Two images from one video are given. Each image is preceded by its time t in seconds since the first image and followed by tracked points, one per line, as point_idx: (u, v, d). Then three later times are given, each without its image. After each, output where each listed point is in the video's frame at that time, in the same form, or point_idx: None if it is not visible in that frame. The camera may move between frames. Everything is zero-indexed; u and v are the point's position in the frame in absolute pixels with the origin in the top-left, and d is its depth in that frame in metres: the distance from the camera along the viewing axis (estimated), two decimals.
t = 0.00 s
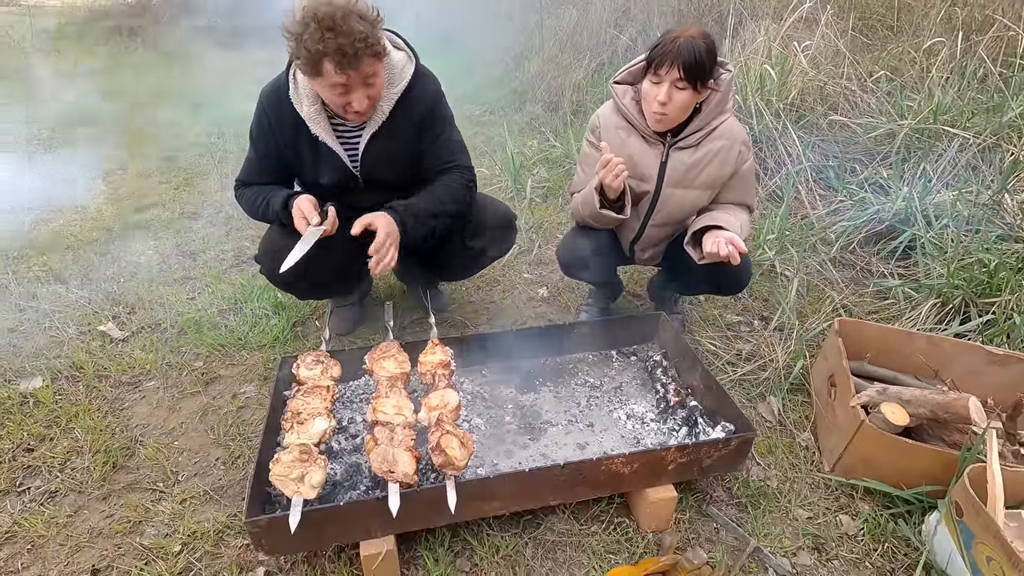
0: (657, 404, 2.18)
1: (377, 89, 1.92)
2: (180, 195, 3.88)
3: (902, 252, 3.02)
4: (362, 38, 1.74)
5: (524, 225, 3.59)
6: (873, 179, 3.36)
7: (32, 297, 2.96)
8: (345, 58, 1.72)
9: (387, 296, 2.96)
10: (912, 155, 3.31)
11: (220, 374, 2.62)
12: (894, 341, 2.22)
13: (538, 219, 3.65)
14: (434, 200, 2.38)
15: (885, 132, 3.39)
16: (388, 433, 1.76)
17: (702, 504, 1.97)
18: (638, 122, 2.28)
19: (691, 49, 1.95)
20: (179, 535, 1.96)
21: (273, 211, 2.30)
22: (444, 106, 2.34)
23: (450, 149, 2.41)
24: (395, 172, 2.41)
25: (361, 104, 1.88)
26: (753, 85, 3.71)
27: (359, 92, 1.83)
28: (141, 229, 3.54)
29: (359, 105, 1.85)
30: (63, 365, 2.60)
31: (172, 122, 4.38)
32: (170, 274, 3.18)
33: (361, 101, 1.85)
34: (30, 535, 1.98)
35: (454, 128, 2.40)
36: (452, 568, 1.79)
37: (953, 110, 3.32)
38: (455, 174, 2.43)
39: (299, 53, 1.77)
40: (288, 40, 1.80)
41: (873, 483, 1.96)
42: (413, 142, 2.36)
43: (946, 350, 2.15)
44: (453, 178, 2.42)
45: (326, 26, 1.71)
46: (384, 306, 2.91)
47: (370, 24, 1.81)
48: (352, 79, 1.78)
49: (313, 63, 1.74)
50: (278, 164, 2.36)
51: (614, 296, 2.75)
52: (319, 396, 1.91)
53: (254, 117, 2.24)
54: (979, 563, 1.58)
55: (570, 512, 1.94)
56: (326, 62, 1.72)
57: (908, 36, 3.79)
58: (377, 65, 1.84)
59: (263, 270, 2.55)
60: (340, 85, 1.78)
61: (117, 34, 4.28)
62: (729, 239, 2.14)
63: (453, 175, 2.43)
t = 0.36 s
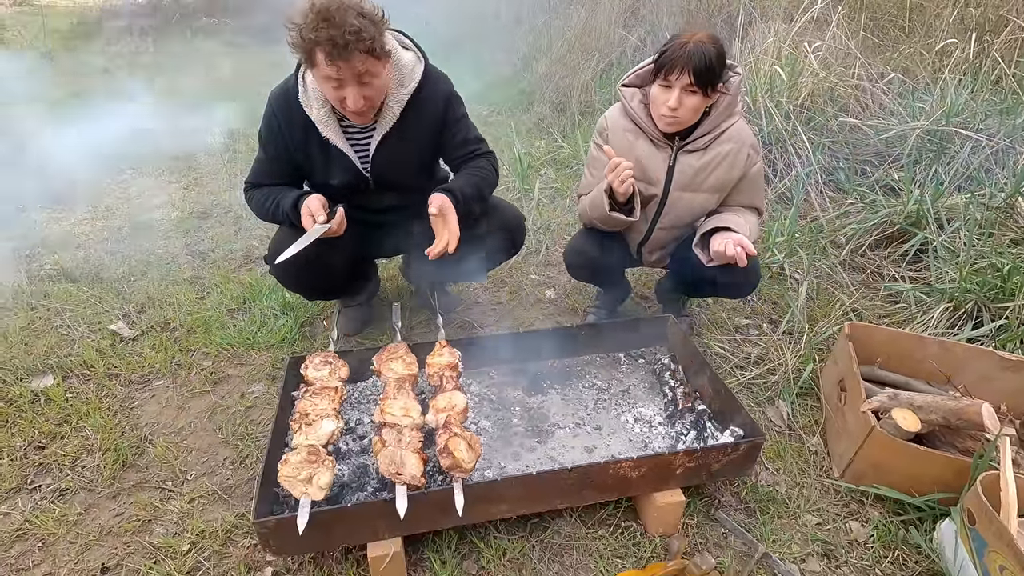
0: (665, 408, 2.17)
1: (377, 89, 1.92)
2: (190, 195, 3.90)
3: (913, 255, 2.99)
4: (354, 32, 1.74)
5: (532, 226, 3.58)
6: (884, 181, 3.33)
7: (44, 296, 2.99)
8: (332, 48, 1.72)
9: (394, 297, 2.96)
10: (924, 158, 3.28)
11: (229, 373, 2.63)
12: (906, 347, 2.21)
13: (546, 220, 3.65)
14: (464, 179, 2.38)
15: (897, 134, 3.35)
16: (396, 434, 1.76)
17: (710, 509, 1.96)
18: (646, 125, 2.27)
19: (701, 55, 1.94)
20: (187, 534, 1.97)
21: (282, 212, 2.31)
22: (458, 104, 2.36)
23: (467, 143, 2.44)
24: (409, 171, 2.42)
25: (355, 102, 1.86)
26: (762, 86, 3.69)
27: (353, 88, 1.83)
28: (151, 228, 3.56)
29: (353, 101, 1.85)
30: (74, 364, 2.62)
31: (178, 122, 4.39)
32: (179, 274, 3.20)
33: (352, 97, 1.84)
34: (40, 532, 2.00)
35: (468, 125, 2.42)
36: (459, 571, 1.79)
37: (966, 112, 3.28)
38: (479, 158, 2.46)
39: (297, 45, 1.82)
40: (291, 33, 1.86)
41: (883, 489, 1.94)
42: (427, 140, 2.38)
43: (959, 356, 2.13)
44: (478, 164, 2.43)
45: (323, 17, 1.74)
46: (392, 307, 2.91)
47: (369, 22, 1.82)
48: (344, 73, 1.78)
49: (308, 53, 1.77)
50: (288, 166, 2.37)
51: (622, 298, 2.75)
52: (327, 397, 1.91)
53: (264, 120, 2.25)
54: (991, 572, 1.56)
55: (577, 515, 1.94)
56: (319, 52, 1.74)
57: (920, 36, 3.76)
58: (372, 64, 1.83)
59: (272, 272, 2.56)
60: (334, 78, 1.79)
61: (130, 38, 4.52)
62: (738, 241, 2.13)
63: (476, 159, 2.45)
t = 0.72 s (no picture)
0: (673, 413, 2.15)
1: (390, 106, 1.91)
2: (198, 195, 3.92)
3: (925, 259, 2.96)
4: (366, 50, 1.73)
5: (539, 228, 3.57)
6: (895, 185, 3.30)
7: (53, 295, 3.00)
8: (342, 66, 1.72)
9: (401, 299, 2.96)
10: (936, 160, 3.24)
11: (235, 374, 2.63)
12: (916, 353, 2.19)
13: (553, 222, 3.63)
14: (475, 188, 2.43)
15: (909, 136, 3.31)
16: (402, 438, 1.75)
17: (717, 515, 1.94)
18: (655, 127, 2.25)
19: (715, 57, 1.93)
20: (193, 535, 1.98)
21: (290, 214, 2.31)
22: (474, 117, 2.38)
23: (482, 155, 2.46)
24: (424, 181, 2.43)
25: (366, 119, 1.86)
26: (772, 87, 3.66)
27: (364, 105, 1.83)
28: (160, 228, 3.57)
29: (362, 118, 1.85)
30: (82, 363, 2.64)
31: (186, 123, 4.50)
32: (187, 274, 3.21)
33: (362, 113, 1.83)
34: (48, 532, 2.00)
35: (482, 137, 2.44)
36: None
37: (979, 114, 3.24)
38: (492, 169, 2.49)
39: (314, 60, 1.84)
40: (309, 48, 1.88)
41: (894, 498, 1.92)
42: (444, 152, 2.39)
43: (971, 362, 2.10)
44: (490, 174, 2.47)
45: (337, 34, 1.75)
46: (398, 308, 2.91)
47: (384, 41, 1.80)
48: (354, 90, 1.78)
49: (321, 68, 1.78)
50: (296, 168, 2.36)
51: (630, 301, 2.74)
52: (333, 399, 1.91)
53: (274, 124, 2.24)
54: None
55: (583, 521, 1.92)
56: (331, 69, 1.75)
57: (933, 37, 3.71)
58: (385, 82, 1.81)
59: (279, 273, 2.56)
60: (345, 94, 1.80)
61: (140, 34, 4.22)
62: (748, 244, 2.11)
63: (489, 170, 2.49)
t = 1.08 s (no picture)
0: (675, 416, 2.13)
1: (410, 111, 1.90)
2: (203, 194, 3.92)
3: (933, 262, 2.93)
4: (394, 55, 1.73)
5: (542, 228, 3.56)
6: (903, 186, 3.26)
7: (57, 293, 3.01)
8: (370, 70, 1.71)
9: (403, 299, 2.95)
10: (945, 162, 3.20)
11: (237, 373, 2.63)
12: (923, 356, 2.15)
13: (556, 222, 3.62)
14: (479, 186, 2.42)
15: (917, 137, 3.27)
16: (401, 440, 1.74)
17: (719, 520, 1.92)
18: (661, 128, 2.22)
19: (728, 55, 1.92)
20: (192, 535, 1.97)
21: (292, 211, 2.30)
22: (486, 119, 2.37)
23: (491, 156, 2.45)
24: (431, 180, 2.42)
25: (388, 123, 1.85)
26: (779, 88, 3.62)
27: (387, 109, 1.81)
28: (164, 227, 3.57)
29: (384, 121, 1.83)
30: (85, 361, 2.64)
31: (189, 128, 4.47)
32: (191, 273, 3.21)
33: (385, 117, 1.82)
34: (48, 530, 2.00)
35: (492, 139, 2.43)
36: None
37: (990, 115, 3.19)
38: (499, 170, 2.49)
39: (338, 61, 1.82)
40: (333, 48, 1.87)
41: (898, 504, 1.89)
42: (452, 153, 2.37)
43: (978, 367, 2.07)
44: (495, 177, 2.46)
45: (366, 38, 1.75)
46: (400, 308, 2.90)
47: (411, 46, 1.80)
48: (380, 94, 1.77)
49: (347, 71, 1.77)
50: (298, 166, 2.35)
51: (634, 303, 2.72)
52: (333, 400, 1.90)
53: (282, 122, 2.23)
54: None
55: (584, 524, 1.91)
56: (357, 71, 1.74)
57: (943, 37, 3.67)
58: (409, 87, 1.81)
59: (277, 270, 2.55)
60: (369, 98, 1.78)
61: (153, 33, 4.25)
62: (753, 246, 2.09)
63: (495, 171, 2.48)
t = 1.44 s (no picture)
0: (675, 423, 2.11)
1: (422, 108, 1.88)
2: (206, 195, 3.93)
3: (939, 266, 2.89)
4: (408, 49, 1.71)
5: (545, 231, 3.54)
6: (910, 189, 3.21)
7: (59, 294, 3.01)
8: (385, 64, 1.69)
9: (404, 302, 2.94)
10: (953, 165, 3.15)
11: (237, 376, 2.63)
12: (928, 363, 2.12)
13: (559, 225, 3.60)
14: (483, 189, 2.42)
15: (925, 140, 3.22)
16: (398, 446, 1.73)
17: (720, 529, 1.90)
18: (664, 132, 2.20)
19: (735, 58, 1.90)
20: (189, 539, 1.97)
21: (296, 209, 2.29)
22: (494, 122, 2.36)
23: (497, 158, 2.45)
24: (436, 181, 2.40)
25: (399, 119, 1.82)
26: (784, 89, 3.59)
27: (398, 105, 1.79)
28: (167, 228, 3.57)
29: (395, 117, 1.81)
30: (86, 363, 2.64)
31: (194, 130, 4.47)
32: (193, 274, 3.21)
33: (397, 114, 1.80)
34: (46, 533, 2.00)
35: (498, 142, 2.42)
36: None
37: (999, 117, 3.14)
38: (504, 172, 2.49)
39: (353, 56, 1.82)
40: (348, 44, 1.86)
41: (902, 514, 1.86)
42: (458, 154, 2.36)
43: (985, 374, 2.04)
44: (501, 179, 2.45)
45: (381, 32, 1.74)
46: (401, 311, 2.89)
47: (426, 43, 1.79)
48: (392, 89, 1.75)
49: (361, 64, 1.75)
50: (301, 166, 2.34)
51: (636, 307, 2.70)
52: (330, 405, 1.89)
53: (291, 117, 2.22)
54: None
55: (582, 532, 1.89)
56: (371, 65, 1.72)
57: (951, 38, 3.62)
58: (422, 83, 1.78)
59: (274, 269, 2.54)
60: (381, 93, 1.76)
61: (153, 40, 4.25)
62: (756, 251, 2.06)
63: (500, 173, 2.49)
